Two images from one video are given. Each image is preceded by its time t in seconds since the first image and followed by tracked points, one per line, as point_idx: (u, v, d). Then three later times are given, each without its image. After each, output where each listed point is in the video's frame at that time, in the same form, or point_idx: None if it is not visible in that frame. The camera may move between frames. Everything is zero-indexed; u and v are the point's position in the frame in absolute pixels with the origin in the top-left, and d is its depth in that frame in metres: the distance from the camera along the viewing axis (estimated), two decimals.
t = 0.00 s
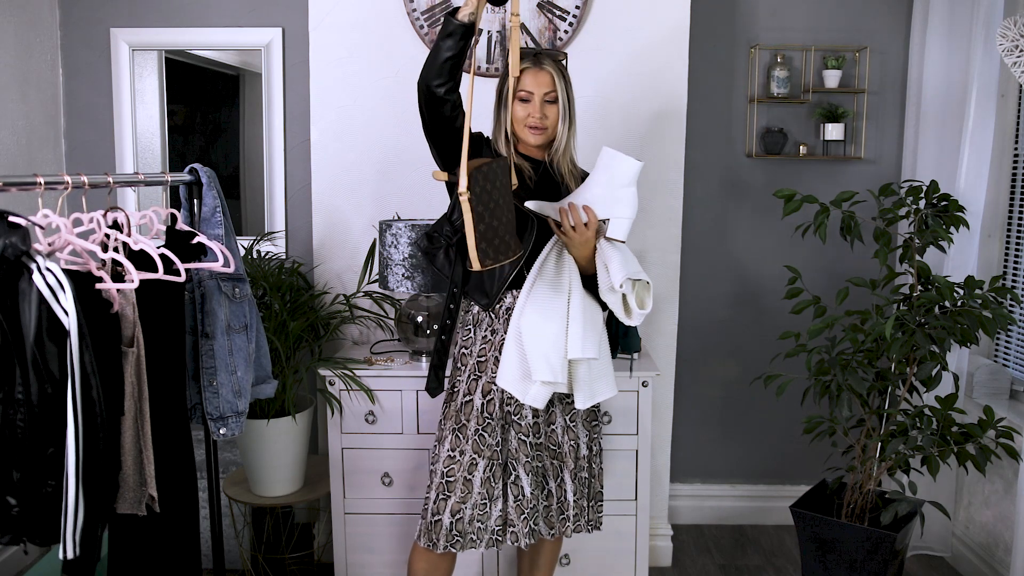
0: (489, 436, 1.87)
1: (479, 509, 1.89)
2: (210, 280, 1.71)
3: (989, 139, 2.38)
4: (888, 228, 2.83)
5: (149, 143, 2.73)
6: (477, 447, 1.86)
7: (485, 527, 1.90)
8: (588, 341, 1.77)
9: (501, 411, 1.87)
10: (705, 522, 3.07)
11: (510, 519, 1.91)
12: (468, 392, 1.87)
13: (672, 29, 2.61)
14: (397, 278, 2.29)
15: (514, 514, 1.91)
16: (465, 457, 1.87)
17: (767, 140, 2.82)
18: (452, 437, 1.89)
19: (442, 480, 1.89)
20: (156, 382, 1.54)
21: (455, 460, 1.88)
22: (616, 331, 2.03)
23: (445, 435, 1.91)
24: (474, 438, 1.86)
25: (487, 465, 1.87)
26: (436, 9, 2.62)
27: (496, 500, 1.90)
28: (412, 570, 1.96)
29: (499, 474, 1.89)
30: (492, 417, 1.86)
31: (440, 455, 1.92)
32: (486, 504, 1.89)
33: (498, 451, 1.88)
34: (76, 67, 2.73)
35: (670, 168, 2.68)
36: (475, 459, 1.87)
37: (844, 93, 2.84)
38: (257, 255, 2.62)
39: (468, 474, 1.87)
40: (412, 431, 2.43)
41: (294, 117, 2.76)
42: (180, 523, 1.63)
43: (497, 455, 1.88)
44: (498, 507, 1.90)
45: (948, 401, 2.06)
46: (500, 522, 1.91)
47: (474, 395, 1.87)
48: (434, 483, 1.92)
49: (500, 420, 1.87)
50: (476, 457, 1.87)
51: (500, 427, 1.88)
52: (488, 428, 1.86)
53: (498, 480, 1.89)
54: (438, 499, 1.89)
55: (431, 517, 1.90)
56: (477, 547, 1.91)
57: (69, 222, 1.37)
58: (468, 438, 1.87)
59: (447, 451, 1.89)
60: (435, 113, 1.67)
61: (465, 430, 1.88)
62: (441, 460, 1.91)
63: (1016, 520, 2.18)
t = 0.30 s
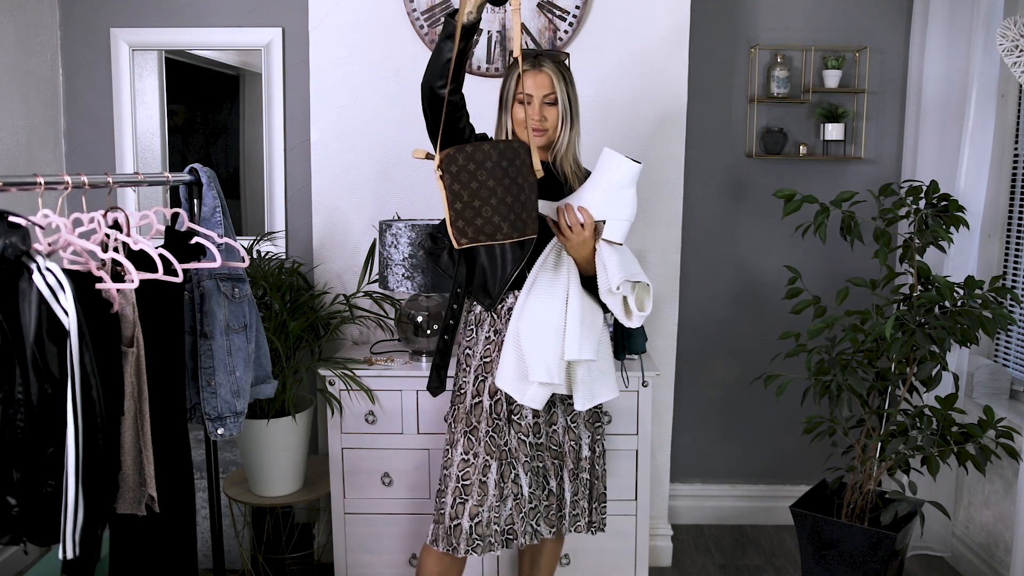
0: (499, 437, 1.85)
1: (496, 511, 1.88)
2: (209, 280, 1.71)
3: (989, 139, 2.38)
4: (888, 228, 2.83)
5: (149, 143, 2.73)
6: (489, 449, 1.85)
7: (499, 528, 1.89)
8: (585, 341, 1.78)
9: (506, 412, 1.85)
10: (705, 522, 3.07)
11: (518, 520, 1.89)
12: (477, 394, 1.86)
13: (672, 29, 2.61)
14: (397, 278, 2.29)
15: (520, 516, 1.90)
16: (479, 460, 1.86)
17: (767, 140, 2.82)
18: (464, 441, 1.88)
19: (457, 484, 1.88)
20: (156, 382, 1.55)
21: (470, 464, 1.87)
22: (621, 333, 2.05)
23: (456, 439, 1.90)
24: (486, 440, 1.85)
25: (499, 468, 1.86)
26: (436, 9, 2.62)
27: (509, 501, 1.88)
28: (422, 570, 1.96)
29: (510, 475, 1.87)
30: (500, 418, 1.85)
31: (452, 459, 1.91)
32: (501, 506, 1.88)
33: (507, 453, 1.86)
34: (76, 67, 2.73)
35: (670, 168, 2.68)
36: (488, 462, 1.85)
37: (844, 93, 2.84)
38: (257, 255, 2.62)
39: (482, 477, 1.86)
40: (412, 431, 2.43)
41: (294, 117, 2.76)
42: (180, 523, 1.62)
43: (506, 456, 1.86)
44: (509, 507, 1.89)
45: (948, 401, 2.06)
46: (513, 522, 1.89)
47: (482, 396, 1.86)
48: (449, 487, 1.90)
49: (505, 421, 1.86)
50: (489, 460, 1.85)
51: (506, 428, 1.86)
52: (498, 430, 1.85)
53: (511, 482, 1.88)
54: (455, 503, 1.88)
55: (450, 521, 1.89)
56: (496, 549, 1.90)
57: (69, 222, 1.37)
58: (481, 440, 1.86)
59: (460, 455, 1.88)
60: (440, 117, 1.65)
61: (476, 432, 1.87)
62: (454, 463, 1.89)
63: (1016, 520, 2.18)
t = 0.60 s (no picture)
0: (499, 436, 1.86)
1: (496, 510, 1.88)
2: (209, 280, 1.71)
3: (989, 139, 2.38)
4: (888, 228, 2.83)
5: (149, 143, 2.73)
6: (491, 448, 1.86)
7: (499, 526, 1.90)
8: (589, 341, 1.77)
9: (507, 412, 1.86)
10: (705, 522, 3.07)
11: (518, 517, 1.90)
12: (478, 394, 1.86)
13: (672, 29, 2.62)
14: (397, 278, 2.29)
15: (519, 514, 1.90)
16: (480, 459, 1.86)
17: (766, 140, 2.82)
18: (465, 440, 1.87)
19: (459, 483, 1.88)
20: (156, 382, 1.55)
21: (470, 463, 1.87)
22: (621, 332, 2.02)
23: (458, 438, 1.90)
24: (487, 439, 1.85)
25: (499, 466, 1.86)
26: (436, 9, 2.62)
27: (510, 498, 1.89)
28: (424, 570, 1.96)
29: (511, 474, 1.88)
30: (500, 417, 1.85)
31: (454, 459, 1.91)
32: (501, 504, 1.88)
33: (507, 451, 1.87)
34: (76, 67, 2.73)
35: (670, 168, 2.68)
36: (490, 461, 1.86)
37: (844, 93, 2.84)
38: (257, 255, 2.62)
39: (484, 476, 1.86)
40: (412, 431, 2.43)
41: (294, 117, 2.76)
42: (180, 523, 1.62)
43: (507, 455, 1.87)
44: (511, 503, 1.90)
45: (948, 401, 2.06)
46: (512, 519, 1.90)
47: (484, 396, 1.86)
48: (451, 487, 1.90)
49: (506, 421, 1.86)
50: (490, 459, 1.86)
51: (506, 427, 1.87)
52: (499, 428, 1.86)
53: (512, 480, 1.88)
54: (457, 503, 1.88)
55: (452, 520, 1.89)
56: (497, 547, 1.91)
57: (69, 222, 1.37)
58: (482, 440, 1.86)
59: (461, 454, 1.88)
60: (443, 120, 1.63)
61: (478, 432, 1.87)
62: (456, 463, 1.89)
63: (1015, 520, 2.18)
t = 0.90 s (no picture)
0: (498, 435, 1.86)
1: (494, 508, 1.88)
2: (209, 280, 1.71)
3: (989, 139, 2.38)
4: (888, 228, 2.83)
5: (149, 143, 2.73)
6: (489, 447, 1.85)
7: (497, 525, 1.90)
8: (588, 341, 1.77)
9: (506, 411, 1.86)
10: (705, 522, 3.07)
11: (516, 516, 1.90)
12: (477, 393, 1.87)
13: (672, 29, 2.62)
14: (397, 279, 2.29)
15: (518, 513, 1.90)
16: (478, 458, 1.86)
17: (766, 140, 2.82)
18: (464, 439, 1.88)
19: (457, 482, 1.88)
20: (156, 382, 1.55)
21: (469, 462, 1.87)
22: (621, 332, 2.02)
23: (457, 437, 1.90)
24: (485, 439, 1.85)
25: (498, 465, 1.86)
26: (436, 9, 2.62)
27: (507, 497, 1.89)
28: (422, 570, 1.96)
29: (509, 473, 1.88)
30: (499, 417, 1.85)
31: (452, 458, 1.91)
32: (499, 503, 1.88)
33: (506, 450, 1.87)
34: (76, 67, 2.73)
35: (670, 168, 2.68)
36: (488, 460, 1.86)
37: (844, 93, 2.84)
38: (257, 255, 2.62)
39: (482, 475, 1.86)
40: (412, 431, 2.43)
41: (294, 117, 2.76)
42: (181, 523, 1.62)
43: (505, 453, 1.87)
44: (509, 502, 1.90)
45: (948, 401, 2.06)
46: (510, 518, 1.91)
47: (483, 396, 1.86)
48: (449, 486, 1.91)
49: (505, 420, 1.86)
50: (489, 458, 1.86)
51: (506, 426, 1.87)
52: (497, 428, 1.86)
53: (510, 478, 1.88)
54: (455, 502, 1.88)
55: (450, 519, 1.89)
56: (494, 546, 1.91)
57: (69, 222, 1.37)
58: (480, 439, 1.86)
59: (460, 453, 1.88)
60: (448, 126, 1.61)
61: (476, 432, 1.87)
62: (455, 462, 1.90)
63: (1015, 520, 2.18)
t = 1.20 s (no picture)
0: (493, 433, 1.86)
1: (486, 505, 1.88)
2: (209, 280, 1.71)
3: (989, 139, 2.38)
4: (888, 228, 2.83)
5: (149, 143, 2.73)
6: (483, 445, 1.86)
7: (489, 522, 1.90)
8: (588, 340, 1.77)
9: (505, 409, 1.86)
10: (705, 522, 3.07)
11: (510, 513, 1.91)
12: (474, 390, 1.87)
13: (672, 28, 2.62)
14: (397, 279, 2.29)
15: (514, 511, 1.91)
16: (471, 455, 1.87)
17: (766, 140, 2.82)
18: (458, 435, 1.89)
19: (449, 478, 1.90)
20: (156, 382, 1.55)
21: (462, 458, 1.89)
22: (621, 334, 2.03)
23: (451, 433, 1.92)
24: (479, 436, 1.87)
25: (491, 463, 1.87)
26: (436, 9, 2.62)
27: (501, 495, 1.89)
28: (419, 569, 1.97)
29: (503, 471, 1.88)
30: (495, 415, 1.86)
31: (447, 455, 1.93)
32: (491, 500, 1.88)
33: (501, 448, 1.87)
34: (76, 67, 2.73)
35: (670, 168, 2.68)
36: (481, 457, 1.87)
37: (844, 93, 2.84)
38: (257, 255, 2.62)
39: (474, 472, 1.87)
40: (412, 431, 2.43)
41: (294, 117, 2.76)
42: (180, 523, 1.62)
43: (500, 451, 1.87)
44: (502, 500, 1.90)
45: (948, 401, 2.06)
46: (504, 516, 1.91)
47: (479, 392, 1.87)
48: (442, 482, 1.92)
49: (503, 418, 1.86)
50: (482, 455, 1.87)
51: (503, 425, 1.87)
52: (493, 426, 1.86)
53: (503, 476, 1.89)
54: (447, 497, 1.90)
55: (441, 514, 1.91)
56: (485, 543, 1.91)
57: (69, 222, 1.37)
58: (474, 436, 1.87)
59: (453, 449, 1.90)
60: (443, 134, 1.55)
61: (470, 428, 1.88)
62: (449, 458, 1.91)
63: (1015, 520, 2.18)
